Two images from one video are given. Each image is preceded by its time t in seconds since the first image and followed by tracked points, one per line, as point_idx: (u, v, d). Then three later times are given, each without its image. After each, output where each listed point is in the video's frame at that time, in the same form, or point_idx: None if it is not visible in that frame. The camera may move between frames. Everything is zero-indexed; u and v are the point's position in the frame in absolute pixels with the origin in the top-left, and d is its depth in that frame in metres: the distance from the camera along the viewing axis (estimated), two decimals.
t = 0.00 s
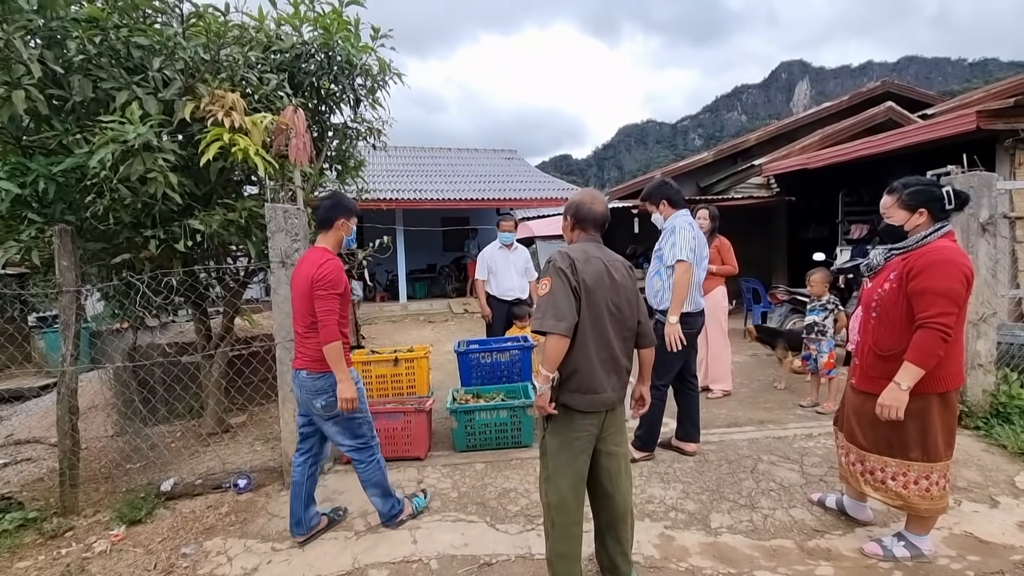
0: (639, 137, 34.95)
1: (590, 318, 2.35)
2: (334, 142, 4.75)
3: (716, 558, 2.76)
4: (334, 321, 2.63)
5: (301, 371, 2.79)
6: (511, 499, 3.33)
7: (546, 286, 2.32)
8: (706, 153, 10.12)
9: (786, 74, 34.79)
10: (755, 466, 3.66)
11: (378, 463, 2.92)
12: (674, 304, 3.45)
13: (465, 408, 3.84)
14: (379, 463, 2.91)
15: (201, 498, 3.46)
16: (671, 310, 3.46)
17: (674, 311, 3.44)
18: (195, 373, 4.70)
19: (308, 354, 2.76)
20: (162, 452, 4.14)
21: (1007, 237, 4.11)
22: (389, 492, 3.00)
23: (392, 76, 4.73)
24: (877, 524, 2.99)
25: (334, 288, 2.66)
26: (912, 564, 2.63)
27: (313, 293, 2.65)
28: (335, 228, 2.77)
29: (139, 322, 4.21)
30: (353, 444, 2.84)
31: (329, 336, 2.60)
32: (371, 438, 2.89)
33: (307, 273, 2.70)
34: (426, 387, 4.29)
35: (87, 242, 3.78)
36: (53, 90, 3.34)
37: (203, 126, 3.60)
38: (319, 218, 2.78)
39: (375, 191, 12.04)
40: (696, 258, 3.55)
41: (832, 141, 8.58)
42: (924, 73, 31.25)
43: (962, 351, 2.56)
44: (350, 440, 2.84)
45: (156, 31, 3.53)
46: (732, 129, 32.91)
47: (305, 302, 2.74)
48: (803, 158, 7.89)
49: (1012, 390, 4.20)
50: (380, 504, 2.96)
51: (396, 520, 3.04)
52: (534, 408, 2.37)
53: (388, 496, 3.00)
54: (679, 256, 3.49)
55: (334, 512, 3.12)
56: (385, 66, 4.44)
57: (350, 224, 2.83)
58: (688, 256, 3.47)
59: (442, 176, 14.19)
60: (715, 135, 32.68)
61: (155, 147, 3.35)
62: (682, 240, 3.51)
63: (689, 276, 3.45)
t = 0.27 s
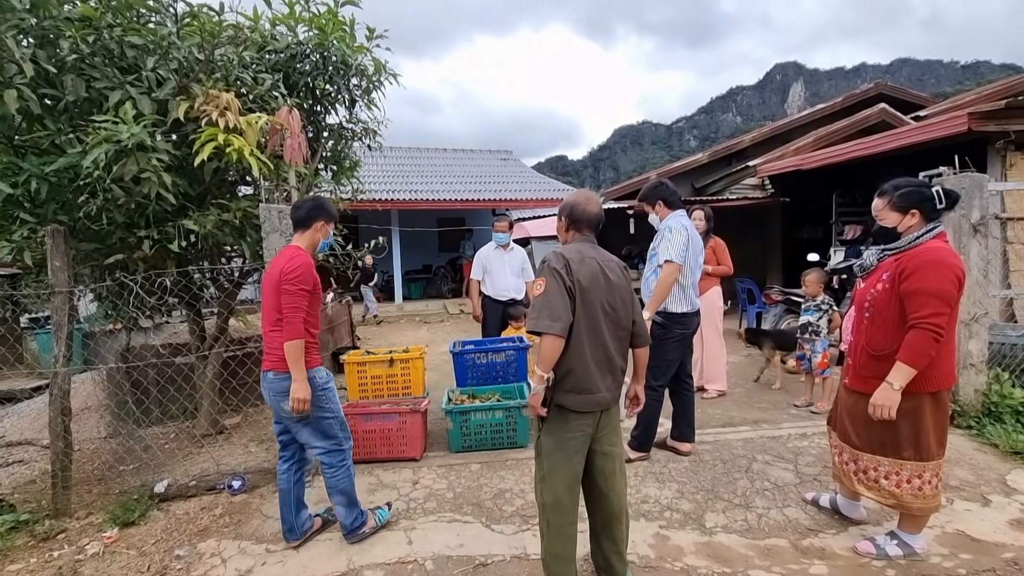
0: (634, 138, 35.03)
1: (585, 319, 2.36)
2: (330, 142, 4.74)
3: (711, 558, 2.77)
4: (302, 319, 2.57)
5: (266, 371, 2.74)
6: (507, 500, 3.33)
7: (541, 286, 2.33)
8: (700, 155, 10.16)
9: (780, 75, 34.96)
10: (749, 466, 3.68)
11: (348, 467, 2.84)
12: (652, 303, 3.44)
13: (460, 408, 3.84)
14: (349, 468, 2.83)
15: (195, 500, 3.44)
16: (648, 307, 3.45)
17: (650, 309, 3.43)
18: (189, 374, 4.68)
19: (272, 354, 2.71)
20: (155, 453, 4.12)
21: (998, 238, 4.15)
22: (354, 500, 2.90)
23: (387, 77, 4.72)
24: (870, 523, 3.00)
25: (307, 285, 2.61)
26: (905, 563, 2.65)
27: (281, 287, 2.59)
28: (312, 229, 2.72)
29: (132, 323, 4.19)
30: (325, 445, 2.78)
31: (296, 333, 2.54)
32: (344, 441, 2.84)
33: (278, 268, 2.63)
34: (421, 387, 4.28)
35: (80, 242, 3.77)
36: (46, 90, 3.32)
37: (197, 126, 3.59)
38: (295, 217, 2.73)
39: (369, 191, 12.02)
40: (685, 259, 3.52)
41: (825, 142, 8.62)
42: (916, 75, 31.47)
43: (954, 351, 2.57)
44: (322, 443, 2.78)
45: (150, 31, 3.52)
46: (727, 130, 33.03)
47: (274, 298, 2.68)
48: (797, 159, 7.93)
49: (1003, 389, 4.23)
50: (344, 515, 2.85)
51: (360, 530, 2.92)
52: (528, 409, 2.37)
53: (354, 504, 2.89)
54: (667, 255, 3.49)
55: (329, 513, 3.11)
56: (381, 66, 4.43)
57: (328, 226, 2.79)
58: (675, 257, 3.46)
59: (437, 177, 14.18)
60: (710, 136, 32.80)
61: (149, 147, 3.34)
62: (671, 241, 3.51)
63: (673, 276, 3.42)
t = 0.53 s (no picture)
0: (630, 140, 35.10)
1: (580, 320, 2.36)
2: (325, 144, 4.73)
3: (706, 558, 2.78)
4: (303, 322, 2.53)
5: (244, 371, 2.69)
6: (502, 501, 3.33)
7: (536, 287, 2.33)
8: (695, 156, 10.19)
9: (775, 78, 35.12)
10: (744, 466, 3.69)
11: (288, 493, 2.65)
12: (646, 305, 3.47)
13: (456, 409, 3.84)
14: (288, 496, 2.64)
15: (190, 502, 3.43)
16: (643, 309, 3.48)
17: (646, 312, 3.45)
18: (183, 376, 4.66)
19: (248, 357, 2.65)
20: (149, 456, 4.10)
21: (990, 240, 4.18)
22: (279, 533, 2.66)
23: (383, 78, 4.72)
24: (864, 524, 3.02)
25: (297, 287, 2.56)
26: (898, 563, 2.66)
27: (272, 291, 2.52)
28: (295, 231, 2.68)
29: (126, 324, 4.17)
30: (275, 459, 2.63)
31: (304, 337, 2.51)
32: (295, 466, 2.68)
33: (263, 273, 2.56)
34: (417, 388, 4.28)
35: (73, 243, 3.75)
36: (40, 90, 3.30)
37: (192, 127, 3.58)
38: (277, 219, 2.66)
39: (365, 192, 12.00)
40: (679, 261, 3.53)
41: (819, 144, 8.67)
42: (910, 77, 31.65)
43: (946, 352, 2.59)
44: (273, 458, 2.65)
45: (145, 31, 3.51)
46: (722, 132, 33.13)
47: (256, 303, 2.59)
48: (792, 161, 7.96)
49: (995, 390, 4.26)
50: (253, 540, 2.61)
51: (268, 564, 2.63)
52: (523, 410, 2.37)
53: (275, 537, 2.65)
54: (660, 258, 3.50)
55: (323, 514, 3.11)
56: (377, 67, 4.43)
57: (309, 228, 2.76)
58: (669, 260, 3.47)
59: (433, 178, 14.17)
60: (705, 138, 32.89)
61: (144, 148, 3.33)
62: (665, 243, 3.52)
63: (667, 278, 3.43)
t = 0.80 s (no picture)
0: (629, 141, 35.13)
1: (581, 321, 2.36)
2: (325, 145, 4.73)
3: (706, 560, 2.78)
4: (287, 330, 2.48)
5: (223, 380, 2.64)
6: (502, 503, 3.32)
7: (536, 289, 2.33)
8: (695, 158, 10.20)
9: (774, 79, 35.18)
10: (744, 468, 3.69)
11: (242, 508, 2.54)
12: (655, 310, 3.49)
13: (456, 411, 3.84)
14: (241, 512, 2.53)
15: (189, 504, 3.42)
16: (654, 316, 3.49)
17: (656, 317, 3.48)
18: (183, 377, 4.66)
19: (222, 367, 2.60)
20: (149, 457, 4.09)
21: (990, 241, 4.18)
22: (237, 546, 2.57)
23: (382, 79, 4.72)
24: (864, 525, 3.01)
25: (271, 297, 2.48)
26: (899, 564, 2.66)
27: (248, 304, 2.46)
28: (274, 234, 2.59)
29: (126, 325, 4.17)
30: (232, 471, 2.53)
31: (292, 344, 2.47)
32: (252, 483, 2.55)
33: (235, 284, 2.48)
34: (417, 390, 4.28)
35: (73, 245, 3.75)
36: (39, 92, 3.30)
37: (192, 128, 3.58)
38: (256, 222, 2.58)
39: (364, 194, 12.00)
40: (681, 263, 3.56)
41: (818, 145, 8.68)
42: (909, 78, 31.68)
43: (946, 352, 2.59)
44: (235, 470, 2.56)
45: (144, 33, 3.50)
46: (722, 133, 33.15)
47: (231, 314, 2.52)
48: (791, 162, 7.97)
49: (995, 391, 4.26)
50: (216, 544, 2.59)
51: (228, 573, 2.58)
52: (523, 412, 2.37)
53: (234, 550, 2.57)
54: (663, 261, 3.52)
55: (322, 516, 3.10)
56: (377, 69, 4.43)
57: (291, 230, 2.67)
58: (671, 262, 3.49)
59: (432, 179, 14.17)
60: (704, 139, 32.91)
61: (143, 149, 3.33)
62: (666, 246, 3.54)
63: (672, 281, 3.46)
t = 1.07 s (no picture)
0: (629, 142, 35.16)
1: (580, 322, 2.36)
2: (325, 146, 4.73)
3: (707, 561, 2.77)
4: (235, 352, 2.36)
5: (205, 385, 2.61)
6: (503, 504, 3.32)
7: (535, 290, 2.33)
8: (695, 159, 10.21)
9: (775, 80, 35.22)
10: (745, 469, 3.69)
11: (225, 516, 2.51)
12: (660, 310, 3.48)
13: (456, 412, 3.84)
14: (224, 520, 2.50)
15: (189, 505, 3.42)
16: (659, 316, 3.47)
17: (659, 317, 3.46)
18: (183, 378, 4.65)
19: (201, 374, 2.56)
20: (149, 458, 4.09)
21: (990, 242, 4.18)
22: (229, 553, 2.56)
23: (383, 81, 4.72)
24: (865, 526, 3.01)
25: (228, 314, 2.37)
26: (900, 565, 2.66)
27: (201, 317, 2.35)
28: (249, 241, 2.49)
29: (126, 327, 4.17)
30: (211, 481, 2.50)
31: (233, 370, 2.34)
32: (233, 492, 2.52)
33: (196, 294, 2.38)
34: (417, 391, 4.28)
35: (73, 245, 3.75)
36: (40, 93, 3.30)
37: (192, 129, 3.58)
38: (231, 227, 2.48)
39: (365, 195, 12.00)
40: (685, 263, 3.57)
41: (818, 147, 8.68)
42: (909, 80, 31.69)
43: (947, 353, 2.59)
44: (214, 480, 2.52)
45: (145, 34, 3.50)
46: (722, 134, 33.18)
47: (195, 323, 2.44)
48: (791, 163, 7.97)
49: (996, 392, 4.25)
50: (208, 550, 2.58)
51: None
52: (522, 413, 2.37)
53: (226, 557, 2.55)
54: (667, 261, 3.52)
55: (325, 518, 3.09)
56: (377, 70, 4.43)
57: (268, 236, 2.56)
58: (677, 262, 3.50)
59: (433, 181, 14.18)
60: (705, 140, 32.93)
61: (144, 150, 3.33)
62: (670, 246, 3.53)
63: (677, 281, 3.46)
